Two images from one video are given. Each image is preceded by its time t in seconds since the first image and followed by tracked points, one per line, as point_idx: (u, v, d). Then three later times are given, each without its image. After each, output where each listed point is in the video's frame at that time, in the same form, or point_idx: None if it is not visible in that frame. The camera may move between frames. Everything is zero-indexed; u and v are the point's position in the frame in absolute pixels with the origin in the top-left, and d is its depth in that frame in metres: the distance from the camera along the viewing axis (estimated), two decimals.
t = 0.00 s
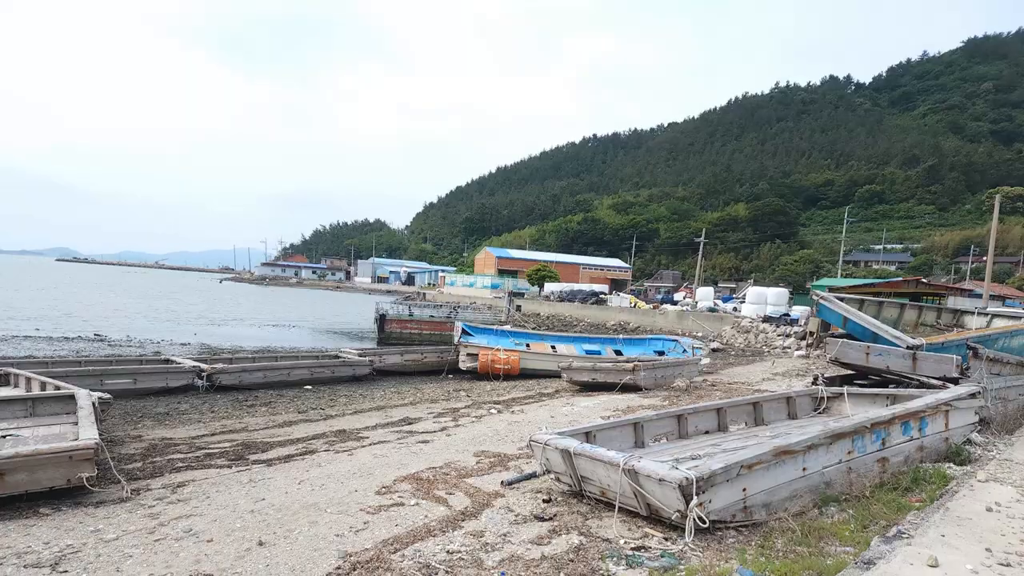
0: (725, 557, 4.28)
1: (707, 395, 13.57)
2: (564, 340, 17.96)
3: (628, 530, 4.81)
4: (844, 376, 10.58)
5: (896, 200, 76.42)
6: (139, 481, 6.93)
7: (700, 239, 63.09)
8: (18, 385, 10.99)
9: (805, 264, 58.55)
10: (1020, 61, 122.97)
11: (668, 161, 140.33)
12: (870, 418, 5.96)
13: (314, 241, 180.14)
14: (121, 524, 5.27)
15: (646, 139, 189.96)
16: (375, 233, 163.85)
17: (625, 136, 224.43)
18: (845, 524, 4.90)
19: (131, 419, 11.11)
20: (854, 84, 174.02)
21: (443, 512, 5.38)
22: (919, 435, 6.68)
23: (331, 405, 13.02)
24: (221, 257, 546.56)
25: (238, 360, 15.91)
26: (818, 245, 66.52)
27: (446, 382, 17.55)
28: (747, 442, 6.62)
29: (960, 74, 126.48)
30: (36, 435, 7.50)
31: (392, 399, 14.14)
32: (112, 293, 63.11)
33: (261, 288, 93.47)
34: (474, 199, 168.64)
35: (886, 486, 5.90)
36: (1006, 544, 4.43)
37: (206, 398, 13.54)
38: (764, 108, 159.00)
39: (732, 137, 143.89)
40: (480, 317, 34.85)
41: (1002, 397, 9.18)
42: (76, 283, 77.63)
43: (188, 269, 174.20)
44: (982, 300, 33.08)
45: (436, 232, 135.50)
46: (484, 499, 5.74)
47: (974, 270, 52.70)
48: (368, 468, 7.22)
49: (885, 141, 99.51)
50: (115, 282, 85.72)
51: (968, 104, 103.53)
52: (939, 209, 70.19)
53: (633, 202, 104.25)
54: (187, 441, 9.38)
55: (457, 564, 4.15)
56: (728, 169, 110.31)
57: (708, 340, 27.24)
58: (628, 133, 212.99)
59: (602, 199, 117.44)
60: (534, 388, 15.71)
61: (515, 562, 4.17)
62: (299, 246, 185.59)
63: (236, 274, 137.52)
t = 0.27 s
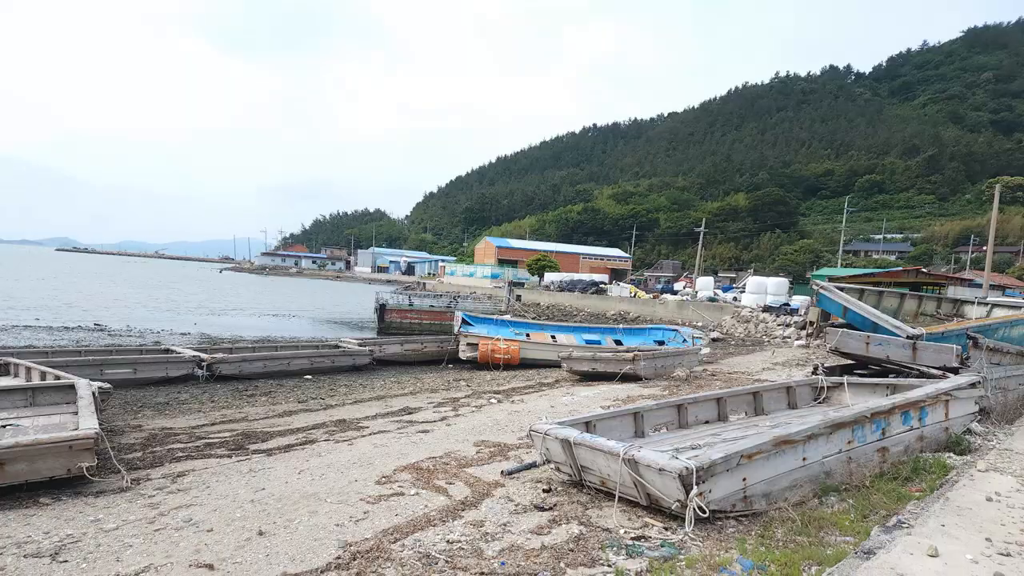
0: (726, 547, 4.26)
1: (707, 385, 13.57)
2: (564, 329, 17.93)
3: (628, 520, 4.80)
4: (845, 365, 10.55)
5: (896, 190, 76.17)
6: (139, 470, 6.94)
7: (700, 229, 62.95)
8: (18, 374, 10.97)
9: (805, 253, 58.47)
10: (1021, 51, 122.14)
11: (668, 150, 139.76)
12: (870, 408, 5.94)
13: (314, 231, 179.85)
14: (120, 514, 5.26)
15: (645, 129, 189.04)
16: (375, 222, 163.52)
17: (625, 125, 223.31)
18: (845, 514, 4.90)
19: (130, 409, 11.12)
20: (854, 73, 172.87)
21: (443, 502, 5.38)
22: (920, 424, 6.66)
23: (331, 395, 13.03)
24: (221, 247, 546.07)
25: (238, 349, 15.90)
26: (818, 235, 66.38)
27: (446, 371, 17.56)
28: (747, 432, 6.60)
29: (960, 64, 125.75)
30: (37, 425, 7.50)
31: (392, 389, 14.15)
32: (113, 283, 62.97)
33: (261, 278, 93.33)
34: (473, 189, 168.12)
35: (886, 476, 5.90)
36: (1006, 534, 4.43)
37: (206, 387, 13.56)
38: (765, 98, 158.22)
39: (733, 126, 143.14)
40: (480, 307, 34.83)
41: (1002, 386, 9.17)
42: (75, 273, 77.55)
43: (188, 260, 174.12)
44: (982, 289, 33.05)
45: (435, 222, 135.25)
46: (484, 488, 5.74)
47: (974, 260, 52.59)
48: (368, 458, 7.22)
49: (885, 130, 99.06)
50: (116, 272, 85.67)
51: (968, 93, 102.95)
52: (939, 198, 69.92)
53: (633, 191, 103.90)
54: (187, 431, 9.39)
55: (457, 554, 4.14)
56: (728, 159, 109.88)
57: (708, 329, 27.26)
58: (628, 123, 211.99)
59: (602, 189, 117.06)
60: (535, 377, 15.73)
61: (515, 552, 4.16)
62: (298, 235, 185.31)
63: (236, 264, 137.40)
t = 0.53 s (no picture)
0: (725, 536, 4.27)
1: (707, 375, 13.58)
2: (564, 319, 17.89)
3: (628, 510, 4.80)
4: (845, 356, 10.56)
5: (896, 179, 75.92)
6: (139, 460, 6.94)
7: (700, 219, 62.77)
8: (18, 364, 10.98)
9: (805, 243, 58.38)
10: (1021, 40, 121.29)
11: (668, 140, 139.16)
12: (871, 397, 5.93)
13: (314, 220, 179.55)
14: (120, 504, 5.26)
15: (645, 119, 188.04)
16: (375, 212, 163.06)
17: (624, 115, 222.12)
18: (845, 504, 4.90)
19: (130, 398, 11.14)
20: (854, 63, 171.81)
21: (442, 492, 5.38)
22: (920, 414, 6.66)
23: (331, 385, 13.05)
24: (221, 238, 545.01)
25: (238, 339, 15.89)
26: (818, 225, 66.18)
27: (446, 361, 17.58)
28: (747, 422, 6.60)
29: (960, 53, 125.01)
30: (37, 415, 7.50)
31: (392, 378, 14.16)
32: (114, 273, 62.82)
33: (262, 268, 93.24)
34: (472, 179, 167.52)
35: (886, 465, 5.90)
36: (1007, 524, 4.42)
37: (206, 377, 13.59)
38: (764, 88, 157.32)
39: (733, 116, 142.42)
40: (480, 297, 34.79)
41: (1003, 376, 9.15)
42: (75, 263, 77.17)
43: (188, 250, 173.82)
44: (981, 280, 33.00)
45: (435, 212, 134.85)
46: (484, 478, 5.74)
47: (974, 250, 52.49)
48: (368, 447, 7.22)
49: (885, 120, 98.63)
50: (115, 262, 85.39)
51: (967, 83, 102.54)
52: (939, 188, 69.68)
53: (633, 181, 103.60)
54: (186, 421, 9.39)
55: (457, 544, 4.13)
56: (728, 149, 109.34)
57: (708, 319, 27.25)
58: (628, 113, 210.96)
59: (602, 178, 116.61)
60: (535, 368, 15.75)
61: (515, 542, 4.15)
62: (298, 225, 184.75)
63: (236, 254, 137.10)
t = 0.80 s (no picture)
0: (725, 526, 4.27)
1: (707, 364, 13.60)
2: (564, 309, 17.88)
3: (628, 500, 4.80)
4: (845, 346, 10.55)
5: (896, 169, 75.63)
6: (139, 450, 6.95)
7: (700, 208, 62.59)
8: (19, 354, 10.97)
9: (805, 233, 58.28)
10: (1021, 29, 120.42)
11: (668, 130, 138.52)
12: (871, 388, 5.92)
13: (314, 210, 179.18)
14: (120, 494, 5.26)
15: (644, 109, 187.08)
16: (375, 202, 162.72)
17: (624, 105, 221.09)
18: (845, 494, 4.90)
19: (131, 388, 11.16)
20: (854, 52, 170.76)
21: (443, 481, 5.39)
22: (920, 404, 6.65)
23: (331, 374, 13.06)
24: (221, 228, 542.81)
25: (238, 329, 15.88)
26: (818, 214, 65.99)
27: (446, 351, 17.58)
28: (747, 412, 6.59)
29: (960, 43, 124.26)
30: (37, 405, 7.50)
31: (392, 368, 14.17)
32: (114, 262, 62.75)
33: (262, 258, 93.11)
34: (472, 169, 166.92)
35: (886, 455, 5.89)
36: (1006, 514, 4.42)
37: (206, 367, 13.60)
38: (764, 78, 156.51)
39: (733, 105, 141.64)
40: (481, 287, 34.77)
41: (1003, 366, 9.14)
42: (75, 252, 77.02)
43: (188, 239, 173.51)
44: (982, 269, 32.91)
45: (435, 201, 134.50)
46: (484, 469, 5.73)
47: (974, 240, 52.37)
48: (369, 437, 7.22)
49: (885, 110, 98.16)
50: (116, 251, 85.32)
51: (967, 73, 102.03)
52: (939, 178, 69.43)
53: (633, 171, 103.24)
54: (186, 411, 9.40)
55: (457, 534, 4.13)
56: (728, 139, 108.73)
57: (708, 309, 27.24)
58: (628, 103, 209.83)
59: (602, 168, 116.25)
60: (535, 357, 15.76)
61: (515, 532, 4.15)
62: (298, 215, 184.54)
63: (236, 243, 137.03)
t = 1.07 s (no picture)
0: (725, 516, 4.26)
1: (707, 354, 13.59)
2: (564, 299, 17.83)
3: (628, 490, 4.80)
4: (845, 336, 10.54)
5: (896, 159, 75.36)
6: (139, 440, 6.95)
7: (699, 198, 62.39)
8: (18, 343, 10.95)
9: (805, 223, 58.15)
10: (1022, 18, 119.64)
11: (668, 120, 137.85)
12: (871, 377, 5.90)
13: (314, 200, 178.75)
14: (120, 483, 5.27)
15: (644, 98, 185.98)
16: (374, 192, 162.21)
17: (624, 95, 219.83)
18: (845, 484, 4.89)
19: (130, 378, 11.17)
20: (854, 42, 169.76)
21: (443, 471, 5.38)
22: (920, 394, 6.64)
23: (330, 364, 13.07)
24: (220, 218, 541.52)
25: (237, 319, 15.86)
26: (818, 204, 65.81)
27: (446, 341, 17.58)
28: (747, 402, 6.57)
29: (960, 32, 123.58)
30: (36, 395, 7.50)
31: (392, 358, 14.16)
32: (114, 252, 62.58)
33: (261, 248, 92.91)
34: (471, 159, 166.16)
35: (886, 445, 5.88)
36: (1007, 504, 4.41)
37: (206, 357, 13.60)
38: (764, 67, 155.60)
39: (733, 95, 140.98)
40: (481, 276, 34.73)
41: (1003, 355, 9.13)
42: (74, 242, 76.78)
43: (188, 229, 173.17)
44: (982, 259, 32.88)
45: (435, 191, 134.10)
46: (483, 458, 5.73)
47: (974, 230, 52.29)
48: (369, 427, 7.22)
49: (885, 100, 97.76)
50: (116, 242, 84.92)
51: (967, 63, 101.51)
52: (938, 167, 69.20)
53: (633, 160, 102.87)
54: (186, 400, 9.41)
55: (457, 523, 4.13)
56: (728, 129, 108.17)
57: (708, 299, 27.21)
58: (627, 93, 208.70)
59: (602, 158, 115.79)
60: (535, 347, 15.76)
61: (515, 522, 4.15)
62: (298, 205, 184.07)
63: (236, 233, 136.66)
